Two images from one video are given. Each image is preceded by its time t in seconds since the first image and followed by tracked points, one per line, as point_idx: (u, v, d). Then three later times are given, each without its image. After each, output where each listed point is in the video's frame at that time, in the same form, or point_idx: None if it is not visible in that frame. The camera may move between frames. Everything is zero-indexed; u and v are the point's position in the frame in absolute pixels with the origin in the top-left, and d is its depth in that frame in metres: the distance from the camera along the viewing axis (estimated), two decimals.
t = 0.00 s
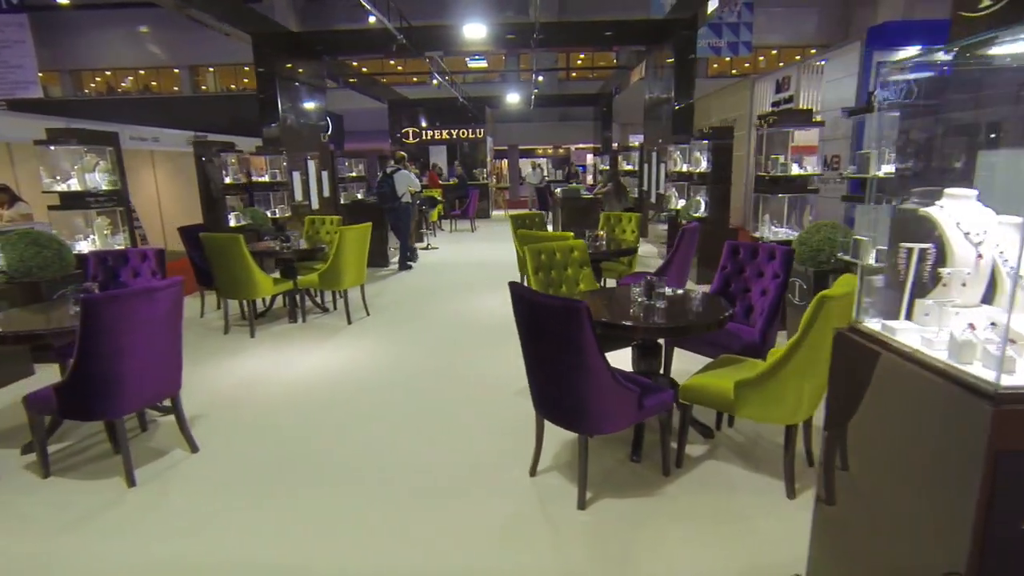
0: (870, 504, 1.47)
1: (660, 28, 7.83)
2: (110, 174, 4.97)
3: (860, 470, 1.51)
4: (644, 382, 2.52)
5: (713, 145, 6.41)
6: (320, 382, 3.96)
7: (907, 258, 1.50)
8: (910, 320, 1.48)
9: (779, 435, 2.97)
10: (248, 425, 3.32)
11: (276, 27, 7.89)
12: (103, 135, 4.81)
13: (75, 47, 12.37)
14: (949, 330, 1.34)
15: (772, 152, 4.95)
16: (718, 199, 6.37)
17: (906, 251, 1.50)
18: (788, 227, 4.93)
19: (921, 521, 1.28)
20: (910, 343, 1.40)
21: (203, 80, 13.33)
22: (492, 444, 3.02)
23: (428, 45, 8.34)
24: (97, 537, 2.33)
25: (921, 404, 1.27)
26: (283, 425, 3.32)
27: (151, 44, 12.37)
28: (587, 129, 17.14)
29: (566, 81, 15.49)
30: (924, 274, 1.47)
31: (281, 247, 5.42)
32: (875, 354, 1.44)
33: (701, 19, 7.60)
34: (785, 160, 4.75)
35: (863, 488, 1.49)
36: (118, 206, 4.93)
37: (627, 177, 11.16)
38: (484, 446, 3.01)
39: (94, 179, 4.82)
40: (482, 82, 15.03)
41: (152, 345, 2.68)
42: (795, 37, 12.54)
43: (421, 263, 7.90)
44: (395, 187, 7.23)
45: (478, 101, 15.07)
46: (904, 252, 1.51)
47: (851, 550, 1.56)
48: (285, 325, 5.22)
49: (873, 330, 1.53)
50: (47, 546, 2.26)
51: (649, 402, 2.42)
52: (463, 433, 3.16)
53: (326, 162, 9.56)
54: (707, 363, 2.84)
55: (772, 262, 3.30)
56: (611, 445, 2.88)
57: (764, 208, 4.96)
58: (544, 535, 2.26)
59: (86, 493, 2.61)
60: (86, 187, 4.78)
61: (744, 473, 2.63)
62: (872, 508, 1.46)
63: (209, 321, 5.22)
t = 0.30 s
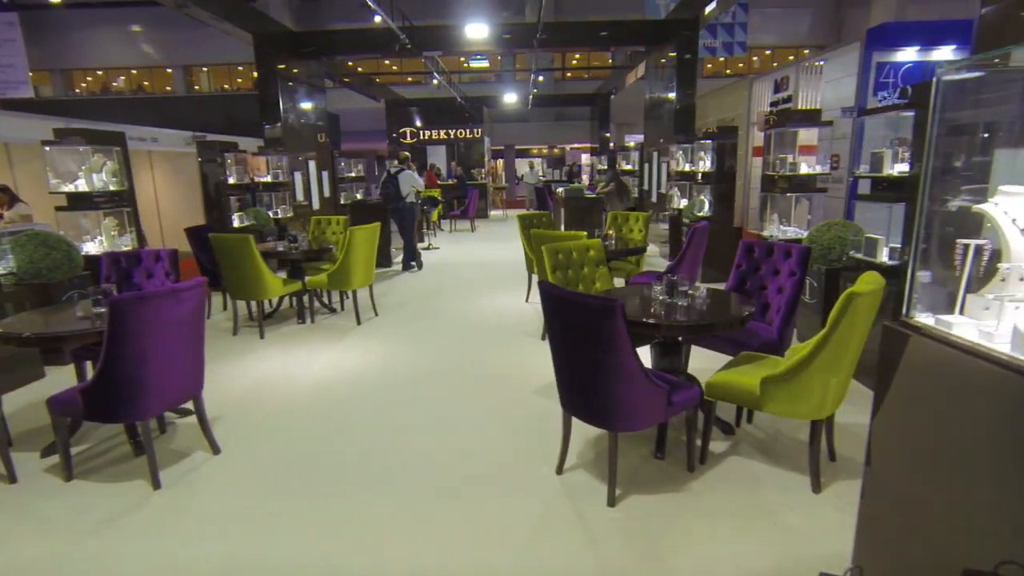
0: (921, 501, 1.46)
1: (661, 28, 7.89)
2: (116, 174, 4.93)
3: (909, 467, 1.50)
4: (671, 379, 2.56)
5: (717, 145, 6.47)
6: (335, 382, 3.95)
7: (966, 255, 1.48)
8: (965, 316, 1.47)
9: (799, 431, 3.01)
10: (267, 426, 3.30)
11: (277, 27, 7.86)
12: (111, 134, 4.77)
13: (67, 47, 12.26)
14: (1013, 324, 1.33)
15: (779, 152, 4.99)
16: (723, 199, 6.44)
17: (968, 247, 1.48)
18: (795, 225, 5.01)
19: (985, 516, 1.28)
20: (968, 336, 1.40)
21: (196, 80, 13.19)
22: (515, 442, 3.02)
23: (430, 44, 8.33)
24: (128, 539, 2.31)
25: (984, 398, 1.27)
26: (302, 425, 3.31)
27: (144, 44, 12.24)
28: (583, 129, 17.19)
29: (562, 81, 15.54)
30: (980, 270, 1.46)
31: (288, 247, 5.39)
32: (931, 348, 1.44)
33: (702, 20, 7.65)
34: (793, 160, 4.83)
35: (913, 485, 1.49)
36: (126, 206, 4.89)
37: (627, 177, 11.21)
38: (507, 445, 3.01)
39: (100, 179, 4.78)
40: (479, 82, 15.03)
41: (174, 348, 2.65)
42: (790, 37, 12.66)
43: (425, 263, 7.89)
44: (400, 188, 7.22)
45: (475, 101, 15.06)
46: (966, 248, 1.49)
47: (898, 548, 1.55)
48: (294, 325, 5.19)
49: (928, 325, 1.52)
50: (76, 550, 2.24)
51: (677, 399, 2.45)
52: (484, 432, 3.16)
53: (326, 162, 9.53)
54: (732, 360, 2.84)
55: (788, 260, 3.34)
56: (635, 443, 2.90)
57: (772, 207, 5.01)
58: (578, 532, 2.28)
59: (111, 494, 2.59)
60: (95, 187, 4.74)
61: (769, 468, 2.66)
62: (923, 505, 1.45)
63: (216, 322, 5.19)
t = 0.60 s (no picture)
0: (959, 497, 1.49)
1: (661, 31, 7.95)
2: (124, 175, 4.91)
3: (951, 465, 1.51)
4: (693, 378, 2.59)
5: (721, 146, 6.53)
6: (349, 383, 3.96)
7: (1008, 257, 1.50)
8: (1008, 316, 1.50)
9: (815, 429, 3.05)
10: (286, 427, 3.30)
11: (279, 28, 7.86)
12: (119, 136, 4.76)
13: (62, 47, 12.20)
14: None
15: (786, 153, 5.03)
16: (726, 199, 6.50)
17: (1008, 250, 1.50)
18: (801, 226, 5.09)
19: None
20: (1011, 336, 1.42)
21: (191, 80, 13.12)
22: (535, 443, 3.05)
23: (432, 45, 8.34)
24: (157, 541, 2.32)
25: None
26: (321, 426, 3.32)
27: (138, 43, 12.13)
28: (580, 129, 17.24)
29: (559, 82, 15.57)
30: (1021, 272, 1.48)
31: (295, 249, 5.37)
32: (973, 346, 1.46)
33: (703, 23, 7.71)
34: (800, 161, 4.92)
35: (953, 484, 1.51)
36: (134, 208, 4.88)
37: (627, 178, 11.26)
38: (527, 445, 3.04)
39: (108, 181, 4.76)
40: (477, 83, 15.05)
41: (198, 352, 2.64)
42: (784, 38, 12.78)
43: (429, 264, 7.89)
44: (404, 189, 7.22)
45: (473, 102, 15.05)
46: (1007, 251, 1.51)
47: (939, 543, 1.56)
48: (302, 327, 5.18)
49: (971, 325, 1.54)
50: (107, 552, 2.24)
51: (701, 397, 2.48)
52: (503, 433, 3.18)
53: (327, 163, 9.51)
54: (752, 360, 2.88)
55: (803, 262, 3.37)
56: (655, 442, 2.93)
57: (779, 208, 5.06)
58: (605, 531, 2.31)
59: (136, 497, 2.60)
60: (104, 190, 4.70)
61: (789, 466, 2.70)
62: (966, 502, 1.46)
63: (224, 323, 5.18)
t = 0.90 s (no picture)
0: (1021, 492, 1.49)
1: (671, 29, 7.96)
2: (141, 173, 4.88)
3: (1015, 459, 1.50)
4: (729, 375, 2.60)
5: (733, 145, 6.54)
6: (371, 381, 3.95)
7: None
8: None
9: (844, 427, 3.05)
10: (313, 425, 3.30)
11: (289, 27, 7.86)
12: (137, 133, 4.75)
13: (67, 46, 12.18)
14: None
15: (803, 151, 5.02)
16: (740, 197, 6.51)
17: None
18: (820, 224, 5.08)
19: None
20: None
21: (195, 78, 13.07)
22: (565, 441, 3.05)
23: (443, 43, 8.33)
24: (195, 539, 2.32)
25: None
26: (348, 424, 3.32)
27: (141, 42, 12.08)
28: (585, 128, 17.22)
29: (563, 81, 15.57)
30: None
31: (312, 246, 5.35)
32: None
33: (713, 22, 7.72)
34: (819, 159, 4.89)
35: (1011, 478, 1.51)
36: (152, 206, 4.86)
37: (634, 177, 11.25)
38: (557, 443, 3.04)
39: (127, 178, 4.75)
40: (481, 81, 15.04)
41: (230, 349, 2.63)
42: (788, 37, 12.77)
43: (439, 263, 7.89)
44: (416, 187, 7.21)
45: (479, 101, 15.02)
46: None
47: (1001, 537, 1.55)
48: (319, 325, 5.17)
49: None
50: (148, 549, 2.25)
51: (737, 394, 2.49)
52: (531, 431, 3.18)
53: (335, 162, 9.50)
54: (783, 357, 2.89)
55: (829, 259, 3.38)
56: (685, 439, 2.94)
57: (797, 206, 5.08)
58: (644, 528, 2.32)
59: (170, 494, 2.59)
60: (122, 187, 4.71)
61: (822, 463, 2.71)
62: None
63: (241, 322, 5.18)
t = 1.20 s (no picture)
0: None
1: (684, 29, 7.96)
2: (162, 173, 4.89)
3: None
4: (767, 373, 2.62)
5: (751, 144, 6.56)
6: (395, 380, 3.95)
7: None
8: None
9: (878, 426, 3.04)
10: (342, 424, 3.30)
11: (302, 27, 7.87)
12: (160, 133, 4.76)
13: (76, 47, 12.25)
14: None
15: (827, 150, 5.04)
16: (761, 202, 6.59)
17: None
18: (841, 223, 5.11)
19: None
20: None
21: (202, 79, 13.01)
22: (596, 442, 3.04)
23: (457, 44, 8.33)
24: (234, 538, 2.31)
25: None
26: (378, 422, 3.32)
27: (150, 43, 12.09)
28: (592, 127, 17.20)
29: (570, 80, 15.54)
30: None
31: (331, 246, 5.33)
32: None
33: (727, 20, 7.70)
34: (842, 158, 4.99)
35: None
36: (173, 206, 4.87)
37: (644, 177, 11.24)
38: (590, 443, 3.03)
39: (148, 178, 4.76)
40: (488, 82, 15.06)
41: (270, 348, 2.65)
42: (795, 36, 12.74)
43: (453, 262, 7.89)
44: (431, 187, 7.20)
45: (487, 101, 15.03)
46: None
47: None
48: (338, 325, 5.16)
49: None
50: (189, 549, 2.24)
51: (775, 392, 2.51)
52: (562, 431, 3.18)
53: (346, 162, 9.52)
54: (818, 356, 2.88)
55: (860, 259, 3.35)
56: (719, 440, 2.93)
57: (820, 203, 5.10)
58: (688, 530, 2.31)
59: (207, 493, 2.59)
60: (144, 186, 4.73)
61: (859, 462, 2.70)
62: None
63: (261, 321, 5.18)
